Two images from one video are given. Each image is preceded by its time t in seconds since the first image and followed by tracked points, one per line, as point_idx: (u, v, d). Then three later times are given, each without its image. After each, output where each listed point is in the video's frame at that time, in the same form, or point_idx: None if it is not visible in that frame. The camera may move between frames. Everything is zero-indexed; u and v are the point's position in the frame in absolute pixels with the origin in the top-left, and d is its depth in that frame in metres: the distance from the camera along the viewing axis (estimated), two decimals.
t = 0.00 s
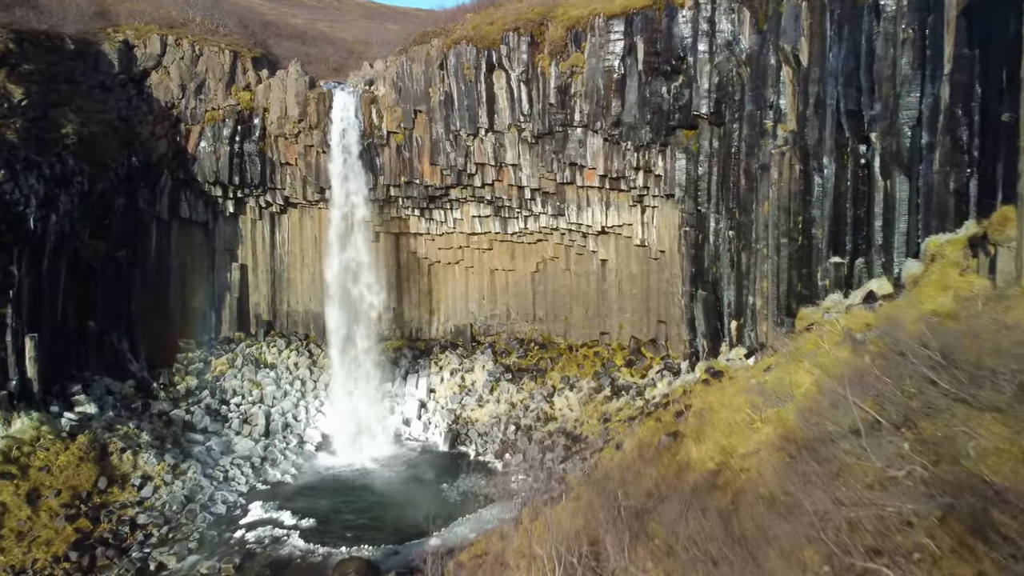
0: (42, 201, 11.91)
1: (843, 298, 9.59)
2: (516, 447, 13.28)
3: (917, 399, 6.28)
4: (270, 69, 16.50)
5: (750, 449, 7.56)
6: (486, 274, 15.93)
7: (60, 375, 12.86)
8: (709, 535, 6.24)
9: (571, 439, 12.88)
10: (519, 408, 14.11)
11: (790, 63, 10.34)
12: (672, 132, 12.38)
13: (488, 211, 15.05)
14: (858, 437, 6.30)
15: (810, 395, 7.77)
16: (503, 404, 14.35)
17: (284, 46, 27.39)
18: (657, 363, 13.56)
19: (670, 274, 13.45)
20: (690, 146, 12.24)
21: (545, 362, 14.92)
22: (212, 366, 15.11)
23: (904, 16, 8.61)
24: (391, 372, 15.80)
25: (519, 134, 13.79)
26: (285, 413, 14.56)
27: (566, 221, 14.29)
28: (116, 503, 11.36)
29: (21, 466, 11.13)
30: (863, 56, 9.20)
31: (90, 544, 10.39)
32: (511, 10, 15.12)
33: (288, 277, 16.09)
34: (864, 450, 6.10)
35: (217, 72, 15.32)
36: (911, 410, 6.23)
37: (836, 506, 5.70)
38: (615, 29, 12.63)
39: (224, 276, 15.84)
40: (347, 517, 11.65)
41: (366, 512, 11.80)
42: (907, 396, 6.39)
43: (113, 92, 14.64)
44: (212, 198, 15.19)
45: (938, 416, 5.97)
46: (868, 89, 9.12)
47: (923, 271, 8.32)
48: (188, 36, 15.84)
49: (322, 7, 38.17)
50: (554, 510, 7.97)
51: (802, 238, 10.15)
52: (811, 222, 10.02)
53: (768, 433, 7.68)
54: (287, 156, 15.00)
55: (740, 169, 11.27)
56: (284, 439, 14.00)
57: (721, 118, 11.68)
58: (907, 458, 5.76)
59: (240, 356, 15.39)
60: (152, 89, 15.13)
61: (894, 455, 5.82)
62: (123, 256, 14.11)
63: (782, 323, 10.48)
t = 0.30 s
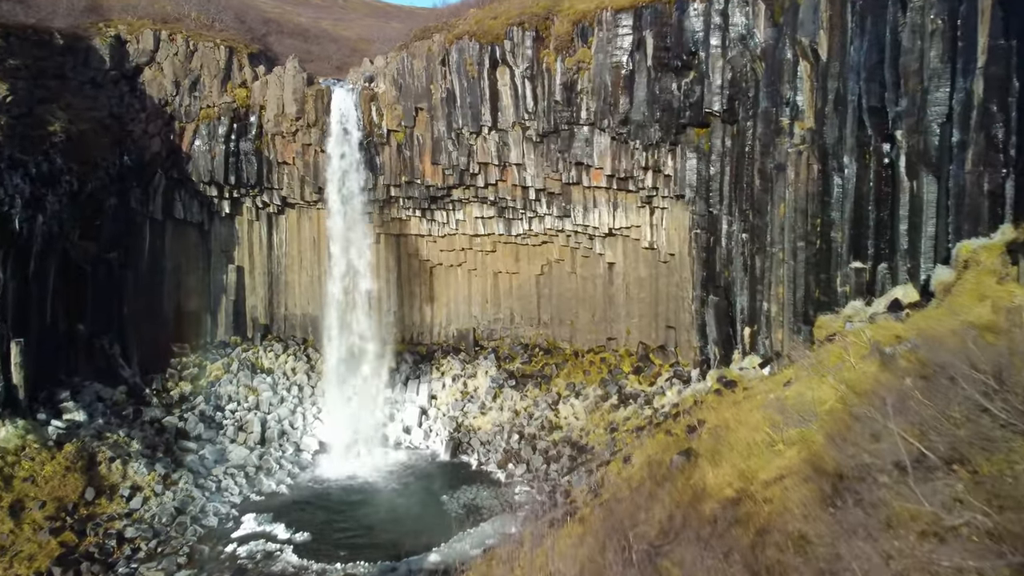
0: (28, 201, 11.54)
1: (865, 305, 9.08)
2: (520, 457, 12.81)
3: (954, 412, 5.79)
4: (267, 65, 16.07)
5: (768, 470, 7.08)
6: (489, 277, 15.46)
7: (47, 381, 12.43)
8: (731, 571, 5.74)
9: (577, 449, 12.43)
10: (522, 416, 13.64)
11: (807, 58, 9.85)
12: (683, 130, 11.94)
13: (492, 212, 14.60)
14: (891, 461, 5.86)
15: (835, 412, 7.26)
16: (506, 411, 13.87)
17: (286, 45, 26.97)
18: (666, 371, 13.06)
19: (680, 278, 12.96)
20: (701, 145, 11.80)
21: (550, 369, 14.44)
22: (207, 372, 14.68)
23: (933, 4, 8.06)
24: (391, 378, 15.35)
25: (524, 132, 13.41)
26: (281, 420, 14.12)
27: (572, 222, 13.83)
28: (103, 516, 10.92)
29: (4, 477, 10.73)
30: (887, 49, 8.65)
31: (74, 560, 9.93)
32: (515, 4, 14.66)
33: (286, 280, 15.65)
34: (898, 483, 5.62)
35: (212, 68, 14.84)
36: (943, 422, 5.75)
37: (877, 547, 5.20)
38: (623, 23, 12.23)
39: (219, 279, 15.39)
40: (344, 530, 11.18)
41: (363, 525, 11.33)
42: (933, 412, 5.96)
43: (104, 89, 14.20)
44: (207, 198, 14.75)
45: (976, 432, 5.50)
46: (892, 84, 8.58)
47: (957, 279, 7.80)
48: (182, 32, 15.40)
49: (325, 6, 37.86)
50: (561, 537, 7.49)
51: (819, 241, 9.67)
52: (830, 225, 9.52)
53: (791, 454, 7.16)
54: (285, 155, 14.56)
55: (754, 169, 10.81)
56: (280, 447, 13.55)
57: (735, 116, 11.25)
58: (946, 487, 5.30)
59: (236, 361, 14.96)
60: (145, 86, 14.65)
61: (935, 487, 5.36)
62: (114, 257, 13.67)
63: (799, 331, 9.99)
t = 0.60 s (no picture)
0: (17, 204, 11.14)
1: (888, 315, 8.68)
2: (525, 467, 12.39)
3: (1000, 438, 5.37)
4: (266, 63, 15.69)
5: (788, 494, 6.65)
6: (493, 281, 15.07)
7: (38, 389, 12.10)
8: None
9: (583, 459, 12.01)
10: (527, 425, 13.21)
11: (825, 54, 9.38)
12: (694, 130, 11.52)
13: (496, 214, 14.19)
14: (937, 498, 5.23)
15: (860, 435, 6.77)
16: (511, 420, 13.46)
17: (289, 44, 26.67)
18: (675, 379, 12.62)
19: (690, 283, 12.53)
20: (713, 146, 11.37)
21: (555, 376, 14.01)
22: (203, 378, 14.29)
23: None
24: (393, 384, 14.96)
25: (529, 132, 13.00)
26: (279, 427, 13.75)
27: (579, 225, 13.41)
28: (92, 528, 10.56)
29: None
30: (913, 45, 8.18)
31: None
32: None
33: (285, 283, 15.26)
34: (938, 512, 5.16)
35: (209, 65, 14.42)
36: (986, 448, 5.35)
37: None
38: (632, 19, 11.78)
39: (216, 282, 15.03)
40: (341, 546, 10.77)
41: (361, 540, 10.92)
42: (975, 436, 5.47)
43: (97, 88, 13.92)
44: (204, 199, 14.38)
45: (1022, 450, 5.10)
46: (918, 82, 8.12)
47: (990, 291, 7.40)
48: (179, 28, 15.03)
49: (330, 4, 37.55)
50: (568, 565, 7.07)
51: (838, 247, 9.26)
52: (850, 230, 9.08)
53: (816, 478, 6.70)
54: (283, 155, 14.19)
55: (769, 171, 10.38)
56: (277, 456, 13.16)
57: (749, 115, 10.78)
58: (991, 516, 4.82)
59: (233, 367, 14.59)
60: (140, 85, 14.30)
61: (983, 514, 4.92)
62: (109, 260, 13.29)
63: (816, 340, 9.56)
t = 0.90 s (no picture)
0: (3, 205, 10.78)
1: (916, 325, 8.09)
2: (529, 480, 11.90)
3: None
4: (263, 60, 15.24)
5: (815, 530, 5.88)
6: (497, 285, 14.61)
7: (25, 396, 11.72)
8: None
9: (589, 471, 11.53)
10: (532, 435, 12.72)
11: (847, 48, 8.85)
12: (706, 129, 11.04)
13: (500, 216, 13.72)
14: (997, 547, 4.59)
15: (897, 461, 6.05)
16: (515, 429, 12.98)
17: (292, 41, 26.33)
18: (686, 388, 12.11)
19: (701, 289, 12.02)
20: (726, 145, 10.88)
21: (561, 384, 13.52)
22: (197, 385, 13.85)
23: None
24: (393, 392, 14.42)
25: (535, 132, 12.54)
26: (275, 436, 13.30)
27: (586, 227, 12.93)
28: (78, 544, 10.12)
29: None
30: (946, 38, 7.63)
31: None
32: None
33: (284, 287, 14.81)
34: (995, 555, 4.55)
35: (204, 62, 13.94)
36: None
37: None
38: (642, 13, 11.29)
39: (212, 285, 14.60)
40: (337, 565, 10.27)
41: (359, 559, 10.44)
42: None
43: (86, 85, 13.59)
44: (199, 200, 13.97)
45: None
46: (950, 77, 7.62)
47: None
48: (173, 24, 14.60)
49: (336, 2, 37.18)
50: None
51: (859, 253, 8.79)
52: (874, 234, 8.57)
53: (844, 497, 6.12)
54: (281, 155, 13.76)
55: (785, 172, 9.89)
56: (273, 466, 12.68)
57: (764, 113, 10.27)
58: None
59: (229, 373, 14.15)
60: (132, 82, 13.88)
61: None
62: (100, 264, 12.89)
63: (837, 351, 9.06)
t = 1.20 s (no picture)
0: None
1: (944, 338, 7.68)
2: (533, 493, 11.46)
3: None
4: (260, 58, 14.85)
5: None
6: (501, 290, 14.17)
7: (12, 406, 11.33)
8: None
9: (595, 485, 11.08)
10: (536, 446, 12.29)
11: (869, 44, 8.37)
12: (718, 129, 10.59)
13: (504, 219, 13.28)
14: None
15: (936, 497, 5.70)
16: (518, 440, 12.53)
17: (294, 40, 26.36)
18: (696, 399, 11.65)
19: (713, 295, 11.56)
20: (740, 146, 10.42)
21: (566, 393, 13.06)
22: (193, 393, 13.45)
23: None
24: (393, 400, 13.95)
25: (540, 132, 12.10)
26: (272, 445, 12.89)
27: (592, 231, 12.49)
28: (64, 561, 9.74)
29: None
30: (977, 33, 7.17)
31: None
32: None
33: (281, 291, 14.37)
34: None
35: (199, 60, 13.57)
36: None
37: None
38: (651, 8, 10.83)
39: (209, 290, 14.20)
40: None
41: None
42: None
43: (77, 84, 13.30)
44: (194, 202, 13.57)
45: None
46: (982, 73, 7.15)
47: None
48: (167, 21, 14.22)
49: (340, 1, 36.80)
50: None
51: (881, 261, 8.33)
52: (897, 241, 8.11)
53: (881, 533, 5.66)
54: (278, 156, 13.35)
55: (802, 174, 9.43)
56: (269, 477, 12.28)
57: (780, 112, 9.81)
58: None
59: (225, 380, 13.74)
60: (125, 81, 13.51)
61: None
62: (92, 268, 12.48)
63: (857, 364, 8.60)
